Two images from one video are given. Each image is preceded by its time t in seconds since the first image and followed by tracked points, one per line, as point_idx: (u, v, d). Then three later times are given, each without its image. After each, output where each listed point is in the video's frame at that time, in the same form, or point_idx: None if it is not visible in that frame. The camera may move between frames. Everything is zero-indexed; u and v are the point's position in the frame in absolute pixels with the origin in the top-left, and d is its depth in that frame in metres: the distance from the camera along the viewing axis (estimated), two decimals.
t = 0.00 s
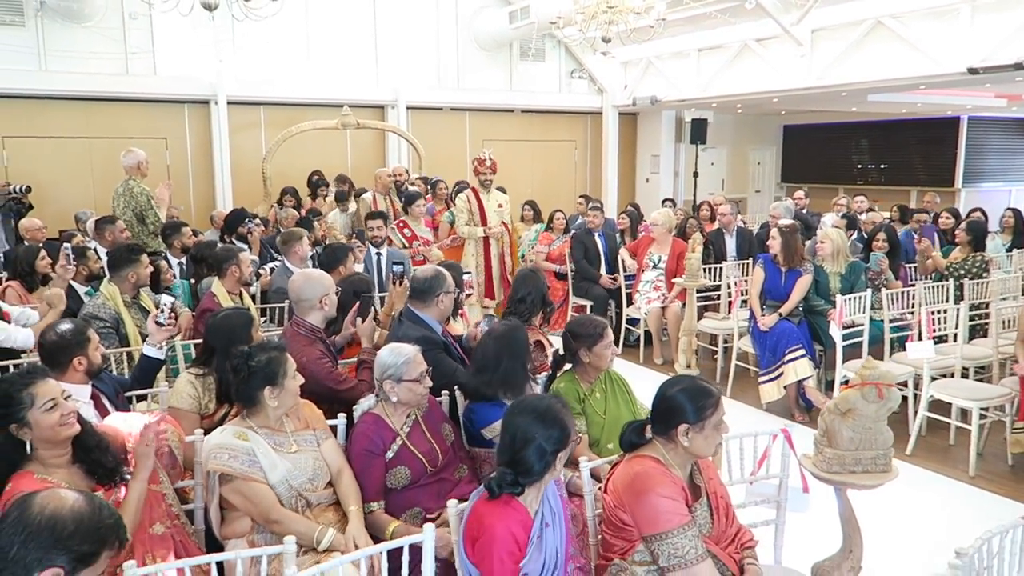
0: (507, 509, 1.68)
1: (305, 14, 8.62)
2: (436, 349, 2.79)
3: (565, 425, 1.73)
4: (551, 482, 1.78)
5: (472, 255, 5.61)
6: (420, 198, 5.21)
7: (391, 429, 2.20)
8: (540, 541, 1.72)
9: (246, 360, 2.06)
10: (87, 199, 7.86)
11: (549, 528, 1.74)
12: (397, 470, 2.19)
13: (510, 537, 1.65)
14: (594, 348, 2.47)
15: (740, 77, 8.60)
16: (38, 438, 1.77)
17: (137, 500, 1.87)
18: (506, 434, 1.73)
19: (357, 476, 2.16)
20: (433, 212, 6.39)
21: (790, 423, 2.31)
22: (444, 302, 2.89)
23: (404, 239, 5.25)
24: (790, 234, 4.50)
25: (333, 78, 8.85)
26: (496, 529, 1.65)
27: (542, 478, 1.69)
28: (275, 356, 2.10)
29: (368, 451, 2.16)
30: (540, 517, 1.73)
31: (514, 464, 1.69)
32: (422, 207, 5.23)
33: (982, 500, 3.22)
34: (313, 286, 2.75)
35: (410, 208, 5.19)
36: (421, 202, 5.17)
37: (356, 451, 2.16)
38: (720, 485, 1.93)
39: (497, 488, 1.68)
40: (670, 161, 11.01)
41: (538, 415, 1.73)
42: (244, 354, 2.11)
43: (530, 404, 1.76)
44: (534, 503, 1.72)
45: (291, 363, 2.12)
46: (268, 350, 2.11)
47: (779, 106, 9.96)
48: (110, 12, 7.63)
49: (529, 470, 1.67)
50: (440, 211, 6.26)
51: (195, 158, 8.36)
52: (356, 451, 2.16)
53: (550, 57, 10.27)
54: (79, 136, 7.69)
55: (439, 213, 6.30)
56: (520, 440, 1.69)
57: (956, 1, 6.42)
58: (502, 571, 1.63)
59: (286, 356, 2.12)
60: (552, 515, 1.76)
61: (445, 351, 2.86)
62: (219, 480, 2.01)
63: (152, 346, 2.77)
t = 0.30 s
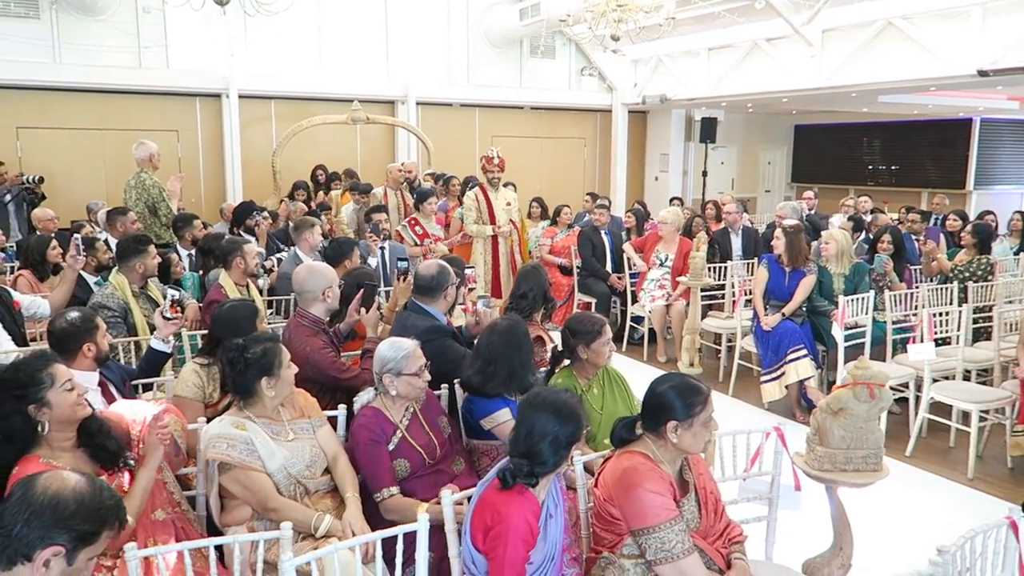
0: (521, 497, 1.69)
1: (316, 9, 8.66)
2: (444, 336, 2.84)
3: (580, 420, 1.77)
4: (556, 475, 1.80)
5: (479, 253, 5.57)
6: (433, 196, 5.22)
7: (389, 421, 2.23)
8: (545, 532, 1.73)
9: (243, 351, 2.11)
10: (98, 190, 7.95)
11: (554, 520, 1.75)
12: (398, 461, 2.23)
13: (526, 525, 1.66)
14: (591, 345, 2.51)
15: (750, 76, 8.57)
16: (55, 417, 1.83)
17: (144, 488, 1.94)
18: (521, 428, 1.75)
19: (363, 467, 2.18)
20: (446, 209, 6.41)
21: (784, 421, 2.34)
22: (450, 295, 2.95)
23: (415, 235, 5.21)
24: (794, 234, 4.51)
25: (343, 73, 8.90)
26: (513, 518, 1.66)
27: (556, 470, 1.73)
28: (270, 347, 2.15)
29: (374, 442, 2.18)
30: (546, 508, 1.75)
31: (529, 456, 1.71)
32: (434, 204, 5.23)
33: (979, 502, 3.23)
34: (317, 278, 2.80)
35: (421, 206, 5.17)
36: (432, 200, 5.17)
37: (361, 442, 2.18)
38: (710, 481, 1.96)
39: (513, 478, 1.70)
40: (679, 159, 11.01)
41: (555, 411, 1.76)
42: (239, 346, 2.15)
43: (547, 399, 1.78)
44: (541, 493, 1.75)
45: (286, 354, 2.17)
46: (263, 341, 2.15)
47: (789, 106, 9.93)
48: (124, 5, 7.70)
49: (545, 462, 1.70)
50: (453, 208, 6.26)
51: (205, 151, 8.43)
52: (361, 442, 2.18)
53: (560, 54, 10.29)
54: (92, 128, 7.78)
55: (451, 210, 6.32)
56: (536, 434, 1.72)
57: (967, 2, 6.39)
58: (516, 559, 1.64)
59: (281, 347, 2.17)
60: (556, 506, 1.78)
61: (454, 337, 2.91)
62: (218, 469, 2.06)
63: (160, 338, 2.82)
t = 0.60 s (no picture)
0: (519, 504, 1.71)
1: (319, 10, 8.67)
2: (448, 337, 2.85)
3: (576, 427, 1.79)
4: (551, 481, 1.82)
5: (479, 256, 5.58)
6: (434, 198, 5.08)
7: (389, 427, 2.24)
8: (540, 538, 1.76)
9: (236, 353, 2.12)
10: (99, 189, 7.96)
11: (549, 525, 1.78)
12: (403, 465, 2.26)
13: (524, 531, 1.69)
14: (586, 350, 2.53)
15: (752, 78, 8.57)
16: (74, 410, 1.89)
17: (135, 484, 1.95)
18: (518, 435, 1.76)
19: (376, 472, 2.18)
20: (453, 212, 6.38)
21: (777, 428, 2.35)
22: (452, 298, 2.97)
23: (419, 239, 5.04)
24: (792, 239, 4.51)
25: (345, 73, 8.92)
26: (511, 524, 1.68)
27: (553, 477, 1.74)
28: (263, 349, 2.16)
29: (386, 446, 2.20)
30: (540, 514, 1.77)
31: (526, 464, 1.72)
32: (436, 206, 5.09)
33: (972, 509, 3.24)
34: (316, 280, 2.81)
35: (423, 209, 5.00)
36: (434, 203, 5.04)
37: (373, 448, 2.19)
38: (702, 487, 1.97)
39: (510, 485, 1.71)
40: (680, 162, 11.03)
41: (554, 420, 1.77)
42: (233, 348, 2.17)
43: (546, 406, 1.79)
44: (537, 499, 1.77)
45: (278, 355, 2.19)
46: (256, 343, 2.17)
47: (791, 110, 9.94)
48: (127, 4, 7.72)
49: (542, 470, 1.72)
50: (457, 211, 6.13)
51: (207, 150, 8.45)
52: (375, 448, 2.19)
53: (562, 56, 10.30)
54: (94, 126, 7.79)
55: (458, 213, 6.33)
56: (534, 442, 1.73)
57: (968, 9, 6.39)
58: (512, 565, 1.66)
59: (274, 349, 2.18)
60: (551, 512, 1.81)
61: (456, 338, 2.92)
62: (211, 471, 2.08)
63: (162, 338, 2.84)
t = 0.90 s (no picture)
0: (501, 512, 1.71)
1: (302, 9, 8.62)
2: (434, 339, 2.85)
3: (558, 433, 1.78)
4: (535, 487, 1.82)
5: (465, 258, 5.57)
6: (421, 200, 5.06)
7: (378, 435, 2.24)
8: (524, 543, 1.77)
9: (221, 359, 2.11)
10: (80, 190, 7.87)
11: (533, 531, 1.78)
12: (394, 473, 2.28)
13: (506, 539, 1.69)
14: (571, 352, 2.53)
15: (736, 78, 8.62)
16: (59, 419, 1.87)
17: (119, 491, 1.92)
18: (499, 443, 1.75)
19: (368, 481, 2.17)
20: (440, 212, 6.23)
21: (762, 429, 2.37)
22: (439, 301, 2.96)
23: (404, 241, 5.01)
24: (776, 238, 4.52)
25: (329, 73, 8.87)
26: (493, 533, 1.68)
27: (534, 484, 1.74)
28: (248, 355, 2.15)
29: (377, 455, 2.19)
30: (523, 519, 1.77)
31: (508, 473, 1.71)
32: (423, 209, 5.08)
33: (954, 507, 3.28)
34: (301, 284, 2.79)
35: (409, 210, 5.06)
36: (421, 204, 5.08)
37: (365, 458, 2.18)
38: (689, 488, 1.98)
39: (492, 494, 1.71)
40: (664, 161, 11.07)
41: (534, 426, 1.76)
42: (218, 353, 2.15)
43: (526, 413, 1.79)
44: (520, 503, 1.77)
45: (265, 361, 2.18)
46: (241, 348, 2.15)
47: (774, 109, 9.99)
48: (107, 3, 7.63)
49: (523, 478, 1.71)
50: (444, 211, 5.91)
51: (190, 150, 8.37)
52: (367, 458, 2.18)
53: (546, 55, 10.30)
54: (74, 126, 7.70)
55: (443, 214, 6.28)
56: (514, 450, 1.72)
57: (949, 9, 6.45)
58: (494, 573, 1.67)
59: (260, 354, 2.17)
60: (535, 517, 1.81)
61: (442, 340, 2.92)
62: (195, 478, 2.06)
63: (147, 341, 2.81)
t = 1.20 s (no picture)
0: (474, 516, 1.70)
1: (276, 9, 8.53)
2: (410, 340, 2.83)
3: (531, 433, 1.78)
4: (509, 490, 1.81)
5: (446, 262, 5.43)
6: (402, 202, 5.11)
7: (360, 440, 2.20)
8: (499, 546, 1.76)
9: (196, 364, 2.07)
10: (50, 192, 7.73)
11: (508, 533, 1.78)
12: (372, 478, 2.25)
13: (479, 543, 1.67)
14: (547, 352, 2.52)
15: (711, 77, 8.68)
16: (32, 428, 1.84)
17: (92, 503, 1.89)
18: (470, 447, 1.74)
19: (349, 488, 2.15)
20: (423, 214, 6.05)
21: (740, 426, 2.38)
22: (414, 303, 2.94)
23: (383, 244, 5.05)
24: (752, 236, 4.56)
25: (304, 73, 8.79)
26: (465, 537, 1.66)
27: (507, 486, 1.73)
28: (224, 360, 2.11)
29: (359, 460, 2.16)
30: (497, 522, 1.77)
31: (481, 477, 1.70)
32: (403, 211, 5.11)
33: (928, 500, 3.33)
34: (279, 287, 2.75)
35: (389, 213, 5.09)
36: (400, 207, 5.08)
37: (346, 464, 2.15)
38: (666, 487, 1.99)
39: (464, 498, 1.70)
40: (641, 160, 11.12)
41: (503, 427, 1.75)
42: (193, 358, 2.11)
43: (496, 415, 1.78)
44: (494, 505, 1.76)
45: (241, 366, 2.15)
46: (216, 353, 2.12)
47: (750, 108, 10.06)
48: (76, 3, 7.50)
49: (495, 480, 1.70)
50: (428, 213, 5.74)
51: (163, 153, 8.26)
52: (348, 464, 2.15)
53: (522, 55, 10.30)
54: (43, 129, 7.56)
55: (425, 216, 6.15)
56: (485, 453, 1.71)
57: (919, 9, 6.54)
58: None
59: (236, 359, 2.14)
60: (511, 520, 1.80)
61: (418, 342, 2.90)
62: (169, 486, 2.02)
63: (118, 346, 2.76)
